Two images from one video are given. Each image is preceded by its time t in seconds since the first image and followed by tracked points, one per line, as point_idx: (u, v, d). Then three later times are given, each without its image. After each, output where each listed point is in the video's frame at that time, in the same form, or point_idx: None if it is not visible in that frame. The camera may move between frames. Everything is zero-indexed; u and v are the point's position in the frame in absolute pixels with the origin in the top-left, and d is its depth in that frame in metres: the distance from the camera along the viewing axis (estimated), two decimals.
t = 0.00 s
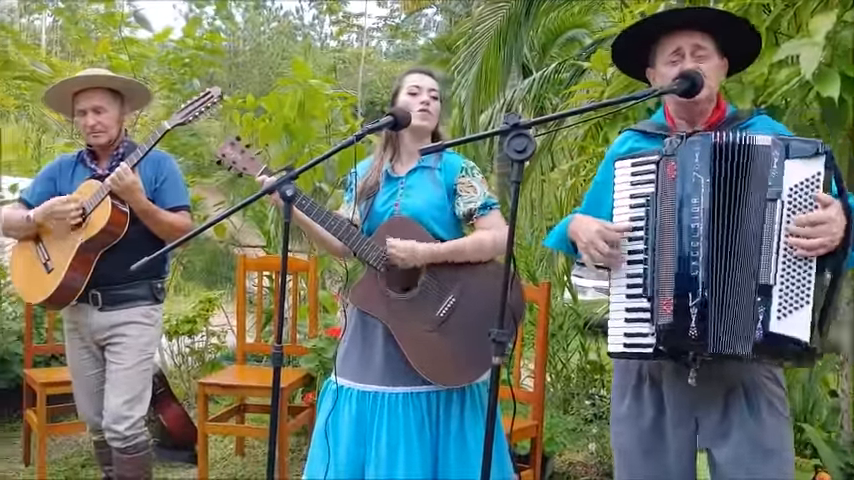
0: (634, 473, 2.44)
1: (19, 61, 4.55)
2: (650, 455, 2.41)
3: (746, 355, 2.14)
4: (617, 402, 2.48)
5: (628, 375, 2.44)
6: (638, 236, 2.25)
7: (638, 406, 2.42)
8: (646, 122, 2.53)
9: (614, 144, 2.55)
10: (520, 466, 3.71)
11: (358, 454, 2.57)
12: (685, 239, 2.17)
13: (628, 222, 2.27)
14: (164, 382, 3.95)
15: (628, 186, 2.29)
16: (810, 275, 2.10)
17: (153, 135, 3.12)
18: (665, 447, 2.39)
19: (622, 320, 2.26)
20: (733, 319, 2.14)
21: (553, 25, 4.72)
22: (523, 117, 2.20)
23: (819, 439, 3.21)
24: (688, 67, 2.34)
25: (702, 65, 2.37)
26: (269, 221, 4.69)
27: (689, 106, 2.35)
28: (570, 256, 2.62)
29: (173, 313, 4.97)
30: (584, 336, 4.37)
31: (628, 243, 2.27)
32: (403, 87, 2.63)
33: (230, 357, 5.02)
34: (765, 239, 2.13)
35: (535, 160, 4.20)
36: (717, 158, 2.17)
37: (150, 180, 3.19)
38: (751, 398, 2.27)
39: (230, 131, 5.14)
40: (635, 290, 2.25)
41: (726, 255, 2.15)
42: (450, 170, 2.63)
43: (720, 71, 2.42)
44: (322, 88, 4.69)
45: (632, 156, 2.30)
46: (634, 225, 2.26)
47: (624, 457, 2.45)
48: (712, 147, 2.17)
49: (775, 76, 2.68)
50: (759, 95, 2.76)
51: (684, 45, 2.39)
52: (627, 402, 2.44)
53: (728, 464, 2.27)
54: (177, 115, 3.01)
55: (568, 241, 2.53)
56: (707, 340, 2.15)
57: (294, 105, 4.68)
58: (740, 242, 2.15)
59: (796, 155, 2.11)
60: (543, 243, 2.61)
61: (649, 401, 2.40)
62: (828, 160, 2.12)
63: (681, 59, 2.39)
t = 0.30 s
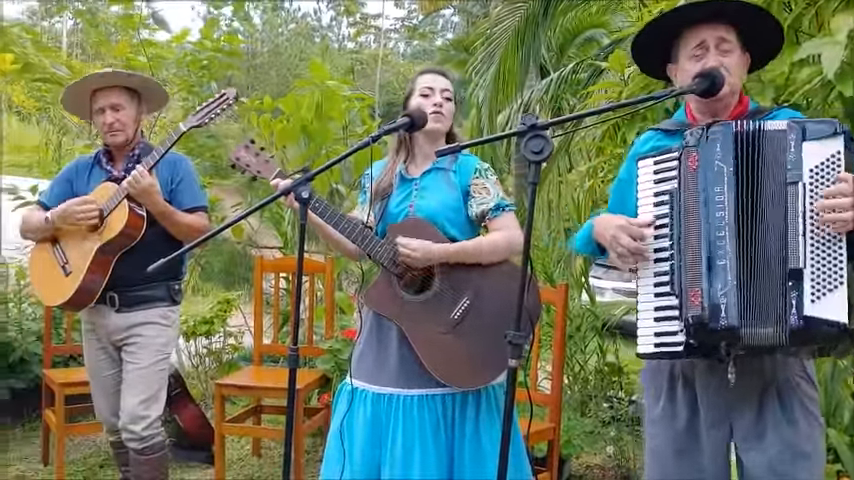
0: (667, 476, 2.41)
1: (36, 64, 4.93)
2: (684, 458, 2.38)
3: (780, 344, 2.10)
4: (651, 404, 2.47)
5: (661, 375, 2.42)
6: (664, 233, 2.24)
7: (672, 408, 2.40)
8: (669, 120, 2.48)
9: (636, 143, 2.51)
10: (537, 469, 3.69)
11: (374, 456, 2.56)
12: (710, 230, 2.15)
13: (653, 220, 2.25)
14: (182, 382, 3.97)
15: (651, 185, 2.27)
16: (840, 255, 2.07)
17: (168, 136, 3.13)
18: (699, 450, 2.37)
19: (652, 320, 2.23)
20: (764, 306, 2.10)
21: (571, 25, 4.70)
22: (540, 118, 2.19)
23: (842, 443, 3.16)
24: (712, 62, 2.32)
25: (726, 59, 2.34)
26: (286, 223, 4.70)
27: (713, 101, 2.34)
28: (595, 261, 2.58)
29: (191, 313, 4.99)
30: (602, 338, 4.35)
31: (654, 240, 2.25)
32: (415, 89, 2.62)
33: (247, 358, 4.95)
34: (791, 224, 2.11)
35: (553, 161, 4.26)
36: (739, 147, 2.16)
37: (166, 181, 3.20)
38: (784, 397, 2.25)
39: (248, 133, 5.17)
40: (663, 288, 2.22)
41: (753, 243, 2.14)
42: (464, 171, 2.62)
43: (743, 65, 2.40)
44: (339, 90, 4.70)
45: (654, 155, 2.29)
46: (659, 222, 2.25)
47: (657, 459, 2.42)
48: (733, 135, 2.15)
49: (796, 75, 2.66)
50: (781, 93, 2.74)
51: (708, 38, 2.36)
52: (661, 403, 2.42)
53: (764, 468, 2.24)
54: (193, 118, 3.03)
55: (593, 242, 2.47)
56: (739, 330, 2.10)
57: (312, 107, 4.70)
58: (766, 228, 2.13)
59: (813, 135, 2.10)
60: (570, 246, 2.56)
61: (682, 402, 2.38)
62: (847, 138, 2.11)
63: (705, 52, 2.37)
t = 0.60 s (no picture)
0: None
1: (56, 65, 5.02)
2: (719, 472, 2.37)
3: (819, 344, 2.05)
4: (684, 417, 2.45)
5: (694, 388, 2.42)
6: (692, 242, 2.21)
7: (705, 422, 2.39)
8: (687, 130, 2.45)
9: (657, 155, 2.48)
10: (553, 471, 3.65)
11: (387, 458, 2.54)
12: (741, 232, 2.12)
13: (680, 230, 2.24)
14: (197, 384, 3.98)
15: (675, 194, 2.27)
16: None
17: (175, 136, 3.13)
18: (734, 464, 2.34)
19: (685, 332, 2.20)
20: (801, 306, 2.05)
21: (588, 25, 4.67)
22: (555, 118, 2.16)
23: None
24: (725, 65, 2.29)
25: (739, 62, 2.31)
26: (301, 224, 4.70)
27: (730, 105, 2.30)
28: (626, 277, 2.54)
29: (207, 314, 5.00)
30: (619, 339, 4.32)
31: (684, 250, 2.22)
32: (427, 91, 2.60)
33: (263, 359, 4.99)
34: (825, 220, 2.06)
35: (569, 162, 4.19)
36: (764, 145, 2.11)
37: (177, 182, 3.20)
38: (826, 408, 2.17)
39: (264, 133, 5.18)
40: (695, 298, 2.19)
41: (785, 242, 2.09)
42: (478, 173, 2.60)
43: (758, 68, 2.37)
44: (354, 90, 4.69)
45: (675, 164, 2.28)
46: (686, 231, 2.23)
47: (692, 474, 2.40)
48: (756, 135, 2.11)
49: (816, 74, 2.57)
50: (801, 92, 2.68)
51: (722, 42, 2.34)
52: (693, 416, 2.41)
53: None
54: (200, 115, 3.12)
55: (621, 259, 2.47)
56: (777, 333, 2.06)
57: (327, 107, 4.70)
58: (800, 227, 2.08)
59: (838, 128, 2.02)
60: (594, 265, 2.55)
61: (716, 416, 2.37)
62: None
63: (718, 57, 2.34)
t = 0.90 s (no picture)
0: None
1: (74, 69, 5.22)
2: (720, 470, 2.40)
3: (820, 349, 2.07)
4: (684, 415, 2.48)
5: (696, 386, 2.43)
6: (700, 236, 2.21)
7: (706, 421, 2.41)
8: (702, 121, 2.43)
9: (669, 145, 2.48)
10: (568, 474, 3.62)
11: (401, 459, 2.53)
12: (752, 231, 2.12)
13: (689, 223, 2.23)
14: (213, 385, 4.00)
15: (686, 187, 2.26)
16: None
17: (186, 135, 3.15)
18: (735, 462, 2.38)
19: (688, 326, 2.21)
20: (807, 309, 2.07)
21: (606, 24, 4.64)
22: (571, 117, 2.13)
23: None
24: (744, 59, 2.25)
25: (758, 56, 2.28)
26: (317, 225, 4.71)
27: (747, 101, 2.26)
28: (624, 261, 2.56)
29: (223, 315, 5.00)
30: (637, 340, 4.29)
31: (690, 244, 2.23)
32: (441, 90, 2.59)
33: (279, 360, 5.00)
34: (833, 224, 2.09)
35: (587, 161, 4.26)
36: (781, 144, 2.12)
37: (190, 181, 3.21)
38: (826, 407, 2.27)
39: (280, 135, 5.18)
40: (700, 292, 2.20)
41: (795, 244, 2.11)
42: (493, 173, 2.57)
43: (778, 61, 2.33)
44: (370, 91, 4.68)
45: (689, 156, 2.26)
46: (695, 224, 2.23)
47: (693, 472, 2.43)
48: (775, 133, 2.12)
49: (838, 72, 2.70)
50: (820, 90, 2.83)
51: (739, 36, 2.30)
52: (695, 414, 2.43)
53: None
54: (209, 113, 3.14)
55: (624, 243, 2.47)
56: (782, 334, 2.08)
57: (343, 108, 4.70)
58: (809, 230, 2.10)
59: None
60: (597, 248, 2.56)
61: (718, 414, 2.39)
62: None
63: (735, 51, 2.30)
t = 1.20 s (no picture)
0: None
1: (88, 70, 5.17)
2: (716, 470, 2.37)
3: (811, 368, 2.09)
4: (681, 415, 2.45)
5: (693, 386, 2.41)
6: (705, 240, 2.20)
7: (703, 421, 2.38)
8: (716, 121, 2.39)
9: (682, 144, 2.44)
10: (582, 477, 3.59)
11: (413, 461, 2.51)
12: (755, 244, 2.13)
13: (694, 227, 2.21)
14: (227, 385, 4.01)
15: (695, 189, 2.23)
16: None
17: (200, 135, 3.15)
18: (732, 462, 2.35)
19: (687, 330, 2.20)
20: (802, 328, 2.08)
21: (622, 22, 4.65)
22: (581, 116, 2.11)
23: None
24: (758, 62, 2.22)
25: (771, 60, 2.25)
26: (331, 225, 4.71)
27: (762, 104, 2.23)
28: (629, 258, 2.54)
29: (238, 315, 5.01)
30: (652, 341, 4.30)
31: (694, 247, 2.21)
32: (451, 91, 2.57)
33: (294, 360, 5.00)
34: (833, 244, 2.10)
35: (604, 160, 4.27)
36: (790, 158, 2.13)
37: (203, 182, 3.22)
38: (826, 411, 2.22)
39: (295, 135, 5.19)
40: (701, 298, 2.19)
41: (795, 261, 2.12)
42: (505, 174, 2.55)
43: (794, 64, 2.29)
44: (384, 91, 4.68)
45: (699, 157, 2.24)
46: (700, 230, 2.21)
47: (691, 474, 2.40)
48: (786, 146, 2.13)
49: None
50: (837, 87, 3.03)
51: (754, 39, 2.27)
52: (692, 414, 2.41)
53: None
54: (222, 114, 3.14)
55: (629, 243, 2.44)
56: (777, 351, 2.10)
57: (357, 108, 4.71)
58: (809, 247, 2.11)
59: None
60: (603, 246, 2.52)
61: (715, 415, 2.36)
62: None
63: (750, 54, 2.27)
